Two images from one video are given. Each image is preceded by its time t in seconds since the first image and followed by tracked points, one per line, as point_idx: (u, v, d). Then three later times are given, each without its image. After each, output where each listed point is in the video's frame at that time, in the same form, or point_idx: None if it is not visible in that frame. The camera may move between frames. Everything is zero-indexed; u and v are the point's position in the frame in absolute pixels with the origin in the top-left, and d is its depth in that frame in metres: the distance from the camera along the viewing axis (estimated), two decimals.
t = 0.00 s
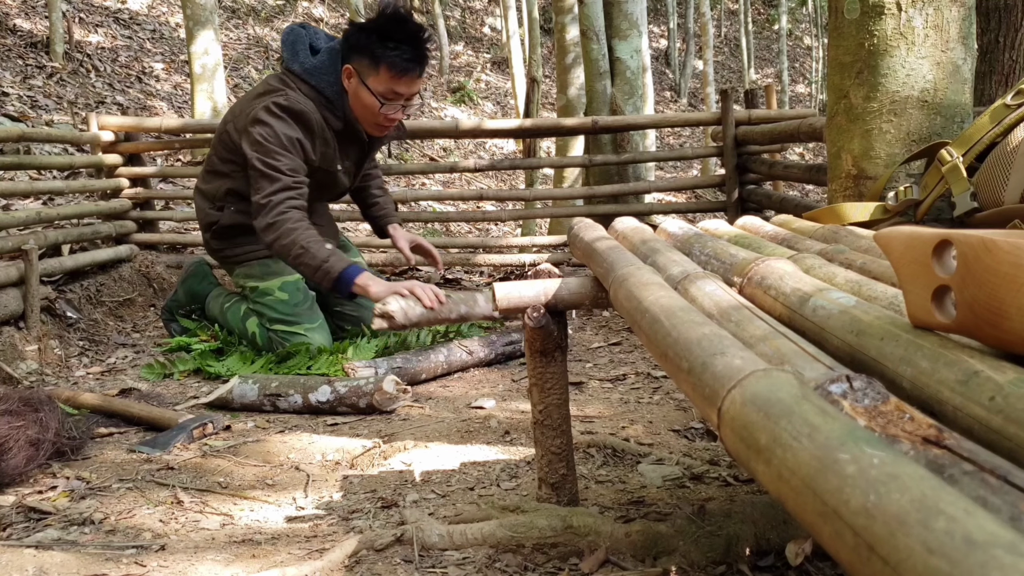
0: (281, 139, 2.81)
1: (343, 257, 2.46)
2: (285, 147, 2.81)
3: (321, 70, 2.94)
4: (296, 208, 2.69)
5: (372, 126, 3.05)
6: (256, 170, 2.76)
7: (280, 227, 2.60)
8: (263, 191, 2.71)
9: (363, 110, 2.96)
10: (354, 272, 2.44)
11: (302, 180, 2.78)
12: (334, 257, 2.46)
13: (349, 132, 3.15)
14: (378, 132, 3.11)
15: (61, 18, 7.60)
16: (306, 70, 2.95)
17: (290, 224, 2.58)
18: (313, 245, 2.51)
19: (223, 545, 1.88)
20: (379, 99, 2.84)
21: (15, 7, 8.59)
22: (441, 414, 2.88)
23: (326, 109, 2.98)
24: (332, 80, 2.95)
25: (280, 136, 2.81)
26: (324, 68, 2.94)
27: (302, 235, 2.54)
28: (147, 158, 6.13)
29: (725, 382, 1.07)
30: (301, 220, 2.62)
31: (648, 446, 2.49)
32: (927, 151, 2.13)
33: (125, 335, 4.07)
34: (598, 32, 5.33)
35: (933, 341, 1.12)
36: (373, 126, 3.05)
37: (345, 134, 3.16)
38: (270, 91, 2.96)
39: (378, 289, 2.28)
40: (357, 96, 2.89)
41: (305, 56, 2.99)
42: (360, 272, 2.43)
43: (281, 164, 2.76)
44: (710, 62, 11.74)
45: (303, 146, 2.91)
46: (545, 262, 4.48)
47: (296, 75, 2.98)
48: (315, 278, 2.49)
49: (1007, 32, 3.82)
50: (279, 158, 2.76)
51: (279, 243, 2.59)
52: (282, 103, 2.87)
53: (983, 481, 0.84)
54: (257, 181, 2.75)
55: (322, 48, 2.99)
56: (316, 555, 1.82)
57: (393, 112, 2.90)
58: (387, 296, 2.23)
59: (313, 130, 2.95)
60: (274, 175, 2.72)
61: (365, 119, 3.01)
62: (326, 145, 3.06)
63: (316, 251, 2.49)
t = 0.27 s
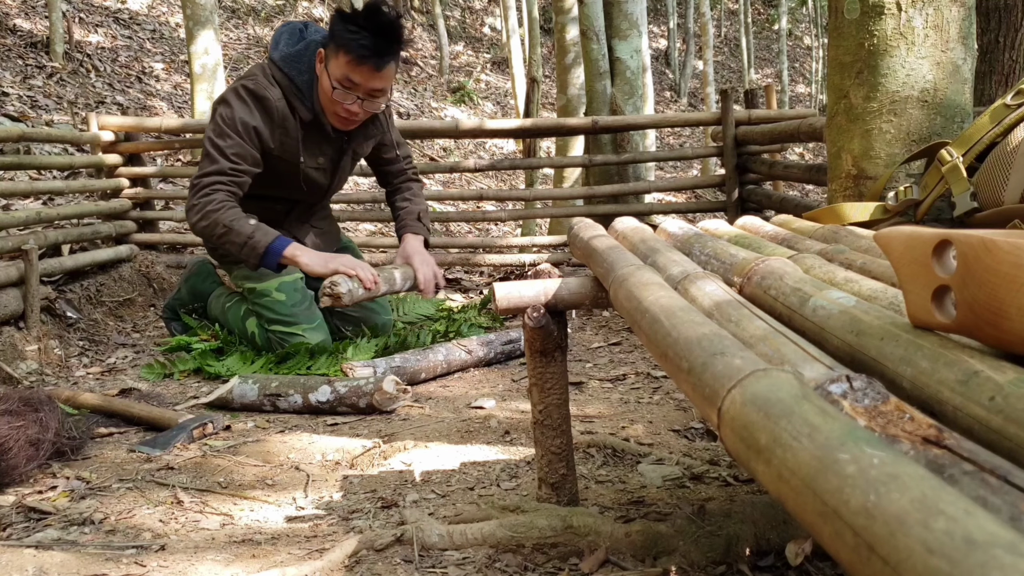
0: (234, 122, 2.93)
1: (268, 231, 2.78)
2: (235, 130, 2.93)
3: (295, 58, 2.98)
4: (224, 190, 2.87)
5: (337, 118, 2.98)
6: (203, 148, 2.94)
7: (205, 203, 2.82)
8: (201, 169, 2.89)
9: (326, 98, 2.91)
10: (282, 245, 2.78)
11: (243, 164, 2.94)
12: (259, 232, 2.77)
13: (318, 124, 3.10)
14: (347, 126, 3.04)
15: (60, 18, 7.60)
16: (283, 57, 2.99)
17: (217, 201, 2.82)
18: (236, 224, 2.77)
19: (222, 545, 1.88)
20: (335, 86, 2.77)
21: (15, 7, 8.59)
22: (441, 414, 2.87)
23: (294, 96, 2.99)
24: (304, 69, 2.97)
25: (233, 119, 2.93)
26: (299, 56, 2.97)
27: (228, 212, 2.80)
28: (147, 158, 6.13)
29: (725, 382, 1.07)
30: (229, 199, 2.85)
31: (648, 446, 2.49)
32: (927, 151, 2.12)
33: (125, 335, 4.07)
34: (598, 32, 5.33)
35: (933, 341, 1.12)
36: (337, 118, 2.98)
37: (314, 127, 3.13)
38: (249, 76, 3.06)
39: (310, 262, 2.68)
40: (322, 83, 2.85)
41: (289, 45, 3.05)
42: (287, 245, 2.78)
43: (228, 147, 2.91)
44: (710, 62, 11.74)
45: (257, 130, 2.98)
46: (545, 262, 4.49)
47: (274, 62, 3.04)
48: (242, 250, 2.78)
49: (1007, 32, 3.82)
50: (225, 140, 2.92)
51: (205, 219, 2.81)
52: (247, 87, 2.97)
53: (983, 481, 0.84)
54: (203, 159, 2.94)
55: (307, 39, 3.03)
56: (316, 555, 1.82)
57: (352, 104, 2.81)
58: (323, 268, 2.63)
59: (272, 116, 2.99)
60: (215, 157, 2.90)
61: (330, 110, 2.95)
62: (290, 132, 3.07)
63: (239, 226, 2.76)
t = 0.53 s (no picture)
0: (214, 131, 2.88)
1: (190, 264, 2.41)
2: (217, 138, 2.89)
3: (284, 66, 2.96)
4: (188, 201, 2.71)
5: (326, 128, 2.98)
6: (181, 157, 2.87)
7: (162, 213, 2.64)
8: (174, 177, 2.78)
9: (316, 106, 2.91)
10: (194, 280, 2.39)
11: (218, 175, 2.86)
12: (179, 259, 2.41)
13: (307, 133, 3.09)
14: (336, 135, 3.04)
15: (61, 18, 7.60)
16: (271, 65, 2.98)
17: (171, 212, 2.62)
18: (170, 242, 2.47)
19: (222, 545, 1.88)
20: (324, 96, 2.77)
21: (15, 7, 8.59)
22: (441, 414, 2.87)
23: (285, 107, 2.99)
24: (294, 77, 2.97)
25: (216, 127, 2.89)
26: (289, 64, 2.96)
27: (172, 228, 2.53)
28: (147, 157, 6.13)
29: (725, 382, 1.07)
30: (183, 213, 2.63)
31: (648, 446, 2.49)
32: (927, 151, 2.12)
33: (124, 335, 4.07)
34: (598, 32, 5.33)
35: (933, 341, 1.11)
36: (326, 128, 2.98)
37: (303, 136, 3.12)
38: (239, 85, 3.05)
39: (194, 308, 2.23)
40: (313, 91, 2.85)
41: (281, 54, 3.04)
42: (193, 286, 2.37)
43: (203, 157, 2.83)
44: (710, 62, 11.73)
45: (239, 140, 2.94)
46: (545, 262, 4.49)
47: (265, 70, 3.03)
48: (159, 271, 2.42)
49: (1007, 32, 3.82)
50: (203, 149, 2.84)
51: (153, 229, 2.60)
52: (233, 96, 2.96)
53: (983, 480, 0.84)
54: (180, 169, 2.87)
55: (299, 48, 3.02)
56: (316, 555, 1.82)
57: (341, 113, 2.81)
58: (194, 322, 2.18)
59: (258, 125, 2.97)
60: (191, 165, 2.80)
61: (320, 119, 2.96)
62: (275, 140, 3.04)
63: (167, 245, 2.45)
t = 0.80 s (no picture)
0: (207, 139, 2.85)
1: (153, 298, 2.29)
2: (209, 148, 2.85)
3: (267, 68, 2.93)
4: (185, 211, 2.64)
5: (325, 125, 2.99)
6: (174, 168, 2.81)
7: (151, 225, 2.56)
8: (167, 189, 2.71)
9: (315, 107, 2.90)
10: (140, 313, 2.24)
11: (214, 184, 2.81)
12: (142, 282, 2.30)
13: (298, 131, 3.08)
14: (334, 131, 3.05)
15: (61, 18, 7.60)
16: (255, 68, 2.95)
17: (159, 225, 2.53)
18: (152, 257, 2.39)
19: (223, 545, 1.88)
20: (327, 97, 2.78)
21: (15, 7, 8.59)
22: (441, 414, 2.87)
23: (270, 108, 2.95)
24: (276, 77, 2.93)
25: (207, 136, 2.86)
26: (272, 65, 2.93)
27: (156, 245, 2.43)
28: (147, 158, 6.13)
29: (725, 382, 1.07)
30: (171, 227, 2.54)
31: (648, 446, 2.49)
32: (927, 151, 2.12)
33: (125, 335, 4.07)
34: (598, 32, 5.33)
35: (933, 341, 1.11)
36: (324, 125, 2.98)
37: (294, 135, 3.10)
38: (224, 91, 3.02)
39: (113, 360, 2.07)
40: (308, 93, 2.84)
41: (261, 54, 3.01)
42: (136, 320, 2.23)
43: (197, 165, 2.78)
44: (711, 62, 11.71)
45: (231, 147, 2.91)
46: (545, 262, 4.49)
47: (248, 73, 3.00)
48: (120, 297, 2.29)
49: (1008, 32, 3.82)
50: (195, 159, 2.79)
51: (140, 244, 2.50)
52: (221, 104, 2.93)
53: (983, 481, 0.84)
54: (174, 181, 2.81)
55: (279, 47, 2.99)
56: (316, 555, 1.82)
57: (342, 110, 2.83)
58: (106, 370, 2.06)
59: (249, 129, 2.95)
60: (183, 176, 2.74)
61: (317, 117, 2.96)
62: (267, 143, 3.03)
63: (143, 264, 2.34)
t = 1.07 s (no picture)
0: (198, 146, 2.86)
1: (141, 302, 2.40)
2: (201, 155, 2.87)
3: (255, 75, 2.94)
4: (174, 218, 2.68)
5: (322, 131, 3.02)
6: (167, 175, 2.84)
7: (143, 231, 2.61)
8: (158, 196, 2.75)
9: (312, 114, 2.93)
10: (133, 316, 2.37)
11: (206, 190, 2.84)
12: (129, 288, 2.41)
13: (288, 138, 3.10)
14: (329, 137, 3.08)
15: (61, 18, 7.60)
16: (244, 75, 2.95)
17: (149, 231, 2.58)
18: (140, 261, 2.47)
19: (223, 545, 1.88)
20: (328, 104, 2.82)
21: (15, 7, 8.59)
22: (441, 414, 2.87)
23: (259, 115, 2.96)
24: (264, 84, 2.94)
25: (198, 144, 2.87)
26: (259, 73, 2.93)
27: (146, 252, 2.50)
28: (147, 158, 6.13)
29: (725, 381, 1.07)
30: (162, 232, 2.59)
31: (648, 446, 2.49)
32: (927, 151, 2.12)
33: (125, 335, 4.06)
34: (598, 32, 5.33)
35: (933, 341, 1.11)
36: (320, 130, 3.01)
37: (285, 141, 3.11)
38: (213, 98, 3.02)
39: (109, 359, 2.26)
40: (305, 101, 2.86)
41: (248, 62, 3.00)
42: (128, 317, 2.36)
43: (189, 172, 2.81)
44: (711, 62, 11.71)
45: (223, 155, 2.93)
46: (545, 262, 4.49)
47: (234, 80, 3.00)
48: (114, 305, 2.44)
49: (1008, 32, 3.82)
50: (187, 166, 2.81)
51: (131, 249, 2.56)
52: (211, 111, 2.94)
53: (983, 480, 0.84)
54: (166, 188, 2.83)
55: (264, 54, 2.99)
56: (316, 555, 1.82)
57: (342, 116, 2.87)
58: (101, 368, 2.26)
59: (240, 136, 2.97)
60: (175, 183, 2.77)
61: (316, 124, 2.98)
62: (258, 150, 3.04)
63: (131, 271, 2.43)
